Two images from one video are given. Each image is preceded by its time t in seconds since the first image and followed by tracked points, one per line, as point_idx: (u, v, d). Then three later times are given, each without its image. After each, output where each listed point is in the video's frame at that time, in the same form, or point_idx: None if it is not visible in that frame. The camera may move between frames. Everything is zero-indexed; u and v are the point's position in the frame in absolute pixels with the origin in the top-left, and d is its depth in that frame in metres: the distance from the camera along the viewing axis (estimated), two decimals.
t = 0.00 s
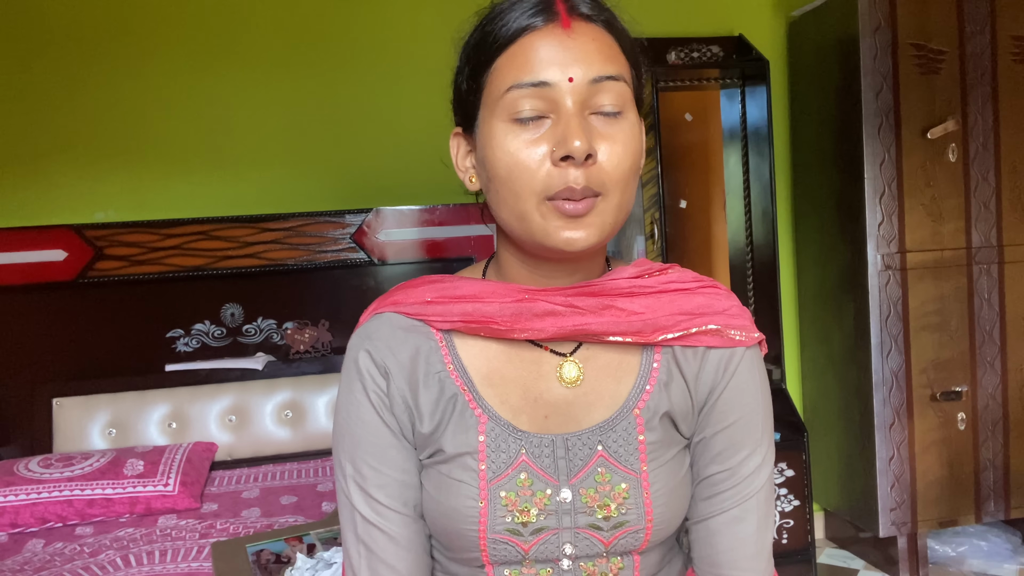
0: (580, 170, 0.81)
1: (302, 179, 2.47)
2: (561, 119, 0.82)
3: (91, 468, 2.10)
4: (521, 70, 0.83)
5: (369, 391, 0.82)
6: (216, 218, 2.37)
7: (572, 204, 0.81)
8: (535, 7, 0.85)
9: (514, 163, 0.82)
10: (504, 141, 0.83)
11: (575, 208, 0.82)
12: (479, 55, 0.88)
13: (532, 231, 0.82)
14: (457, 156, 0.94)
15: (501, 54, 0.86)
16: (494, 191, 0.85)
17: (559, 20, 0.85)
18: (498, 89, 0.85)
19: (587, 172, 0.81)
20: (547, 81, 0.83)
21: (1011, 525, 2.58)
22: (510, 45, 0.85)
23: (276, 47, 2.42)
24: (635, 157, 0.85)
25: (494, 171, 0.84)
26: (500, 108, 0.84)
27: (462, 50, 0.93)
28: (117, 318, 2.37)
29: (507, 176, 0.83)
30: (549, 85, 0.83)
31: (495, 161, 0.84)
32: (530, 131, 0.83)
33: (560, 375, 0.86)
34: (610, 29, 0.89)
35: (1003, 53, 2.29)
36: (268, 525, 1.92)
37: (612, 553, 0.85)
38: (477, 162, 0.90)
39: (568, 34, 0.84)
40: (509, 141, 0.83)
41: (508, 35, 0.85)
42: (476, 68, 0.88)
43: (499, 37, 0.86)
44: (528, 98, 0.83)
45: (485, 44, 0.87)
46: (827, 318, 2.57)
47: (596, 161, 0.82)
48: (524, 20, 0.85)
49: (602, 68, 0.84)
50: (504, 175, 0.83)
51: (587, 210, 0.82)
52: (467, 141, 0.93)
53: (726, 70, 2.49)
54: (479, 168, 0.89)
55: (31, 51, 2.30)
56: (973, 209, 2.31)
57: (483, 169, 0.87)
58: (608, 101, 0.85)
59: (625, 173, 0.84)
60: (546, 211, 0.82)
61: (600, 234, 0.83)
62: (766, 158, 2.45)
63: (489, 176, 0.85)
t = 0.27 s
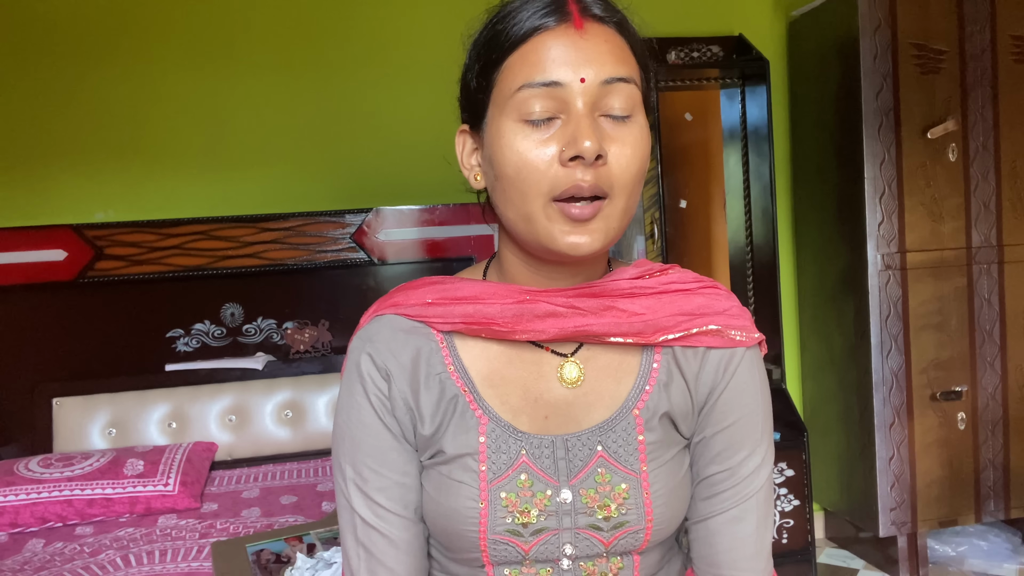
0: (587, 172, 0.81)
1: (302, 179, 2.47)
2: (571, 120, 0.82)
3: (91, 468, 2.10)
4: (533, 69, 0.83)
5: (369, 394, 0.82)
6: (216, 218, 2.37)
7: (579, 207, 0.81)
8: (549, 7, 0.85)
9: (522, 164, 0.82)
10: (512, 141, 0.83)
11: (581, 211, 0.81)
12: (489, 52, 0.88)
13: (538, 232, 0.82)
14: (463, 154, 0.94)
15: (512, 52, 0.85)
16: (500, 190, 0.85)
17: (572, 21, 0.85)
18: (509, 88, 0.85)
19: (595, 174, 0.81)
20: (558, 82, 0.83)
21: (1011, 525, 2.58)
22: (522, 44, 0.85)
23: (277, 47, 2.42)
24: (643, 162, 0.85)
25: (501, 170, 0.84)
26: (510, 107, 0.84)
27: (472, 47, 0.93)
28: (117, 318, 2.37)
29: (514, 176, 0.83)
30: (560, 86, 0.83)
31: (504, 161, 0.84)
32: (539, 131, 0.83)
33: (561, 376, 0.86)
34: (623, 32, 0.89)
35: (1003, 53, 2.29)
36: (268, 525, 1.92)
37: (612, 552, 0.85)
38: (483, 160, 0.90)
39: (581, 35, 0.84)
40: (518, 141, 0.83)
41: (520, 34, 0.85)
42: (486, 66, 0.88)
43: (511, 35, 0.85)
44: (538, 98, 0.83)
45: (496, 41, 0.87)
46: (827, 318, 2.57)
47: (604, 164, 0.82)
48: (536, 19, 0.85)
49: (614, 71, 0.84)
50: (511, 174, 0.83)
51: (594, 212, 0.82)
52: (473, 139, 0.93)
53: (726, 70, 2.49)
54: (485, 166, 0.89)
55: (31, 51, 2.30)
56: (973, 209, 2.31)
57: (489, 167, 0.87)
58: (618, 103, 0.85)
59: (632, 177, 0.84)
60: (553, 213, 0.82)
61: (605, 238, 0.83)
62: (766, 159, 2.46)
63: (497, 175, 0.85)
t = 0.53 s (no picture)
0: (586, 178, 0.81)
1: (301, 179, 2.47)
2: (570, 125, 0.82)
3: (91, 468, 2.10)
4: (532, 74, 0.83)
5: (366, 391, 0.82)
6: (216, 218, 2.37)
7: (578, 210, 0.82)
8: (548, 12, 0.85)
9: (520, 168, 0.82)
10: (511, 146, 0.83)
11: (581, 215, 0.82)
12: (487, 56, 0.88)
13: (536, 235, 0.83)
14: (461, 156, 0.94)
15: (511, 57, 0.85)
16: (499, 194, 0.85)
17: (571, 26, 0.84)
18: (507, 92, 0.85)
19: (594, 180, 0.81)
20: (557, 86, 0.83)
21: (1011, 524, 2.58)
22: (521, 48, 0.84)
23: (276, 46, 2.42)
24: (641, 166, 0.85)
25: (499, 175, 0.84)
26: (508, 112, 0.84)
27: (470, 47, 0.93)
28: (117, 318, 2.37)
29: (513, 181, 0.83)
30: (559, 91, 0.82)
31: (502, 165, 0.84)
32: (538, 136, 0.83)
33: (554, 377, 0.86)
34: (622, 36, 0.89)
35: (1003, 53, 2.29)
36: (268, 524, 1.92)
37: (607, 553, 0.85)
38: (481, 162, 0.89)
39: (580, 40, 0.83)
40: (516, 146, 0.83)
41: (518, 37, 0.85)
42: (484, 69, 0.88)
43: (510, 39, 0.85)
44: (537, 103, 0.83)
45: (495, 45, 0.87)
46: (827, 317, 2.57)
47: (603, 170, 0.82)
48: (536, 24, 0.84)
49: (613, 76, 0.84)
50: (509, 179, 0.83)
51: (593, 217, 0.82)
52: (471, 140, 0.93)
53: (726, 70, 2.49)
54: (483, 170, 0.89)
55: (31, 51, 2.30)
56: (973, 209, 2.31)
57: (487, 170, 0.87)
58: (617, 108, 0.85)
59: (631, 181, 0.84)
60: (552, 218, 0.82)
61: (605, 242, 0.83)
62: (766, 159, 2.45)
63: (495, 179, 0.85)
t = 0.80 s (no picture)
0: (580, 179, 0.81)
1: (301, 179, 2.47)
2: (561, 127, 0.82)
3: (91, 468, 2.10)
4: (520, 78, 0.83)
5: (370, 397, 0.82)
6: (216, 218, 2.37)
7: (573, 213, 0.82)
8: (533, 13, 0.85)
9: (514, 172, 0.82)
10: (503, 151, 0.83)
11: (576, 218, 0.82)
12: (476, 61, 0.88)
13: (533, 239, 0.83)
14: (457, 164, 0.94)
15: (499, 62, 0.85)
16: (494, 199, 0.85)
17: (557, 27, 0.84)
18: (497, 98, 0.85)
19: (589, 181, 0.81)
20: (545, 89, 0.83)
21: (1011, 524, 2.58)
22: (508, 52, 0.85)
23: (276, 46, 2.42)
24: (636, 164, 0.85)
25: (494, 181, 0.84)
26: (499, 117, 0.84)
27: (458, 53, 0.93)
28: (117, 318, 2.37)
29: (507, 186, 0.83)
30: (547, 93, 0.82)
31: (496, 170, 0.84)
32: (530, 140, 0.83)
33: (559, 379, 0.86)
34: (610, 33, 0.88)
35: (1003, 53, 2.29)
36: (268, 524, 1.92)
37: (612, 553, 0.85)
38: (476, 168, 0.90)
39: (566, 41, 0.83)
40: (509, 151, 0.83)
41: (505, 40, 0.85)
42: (474, 76, 0.88)
43: (497, 43, 0.85)
44: (527, 107, 0.83)
45: (483, 50, 0.87)
46: (827, 317, 2.57)
47: (597, 170, 0.82)
48: (522, 26, 0.84)
49: (602, 75, 0.84)
50: (504, 184, 0.83)
51: (589, 219, 0.82)
52: (465, 145, 0.93)
53: (726, 70, 2.49)
54: (478, 176, 0.89)
55: (31, 51, 2.30)
56: (973, 209, 2.31)
57: (482, 177, 0.87)
58: (607, 107, 0.85)
59: (626, 181, 0.84)
60: (548, 221, 0.82)
61: (603, 243, 0.83)
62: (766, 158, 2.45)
63: (489, 185, 0.86)
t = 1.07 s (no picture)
0: (589, 181, 0.81)
1: (301, 179, 2.47)
2: (572, 128, 0.82)
3: (91, 467, 2.10)
4: (532, 78, 0.83)
5: (365, 396, 0.83)
6: (216, 218, 2.37)
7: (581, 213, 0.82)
8: (547, 13, 0.85)
9: (523, 172, 0.82)
10: (513, 150, 0.83)
11: (584, 218, 0.82)
12: (487, 58, 0.87)
13: (539, 238, 0.83)
14: (462, 161, 0.94)
15: (511, 60, 0.85)
16: (501, 198, 0.85)
17: (571, 28, 0.84)
18: (507, 96, 0.84)
19: (598, 183, 0.81)
20: (558, 89, 0.82)
21: (1011, 524, 2.59)
22: (520, 52, 0.84)
23: (277, 47, 2.42)
24: (644, 167, 0.85)
25: (501, 178, 0.84)
26: (509, 115, 0.84)
27: (466, 50, 0.92)
28: (117, 317, 2.37)
29: (516, 185, 0.83)
30: (559, 93, 0.82)
31: (504, 169, 0.83)
32: (539, 140, 0.83)
33: (558, 378, 0.86)
34: (621, 36, 0.88)
35: (1003, 53, 2.29)
36: (268, 524, 1.92)
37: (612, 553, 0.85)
38: (482, 165, 0.89)
39: (579, 42, 0.83)
40: (518, 150, 0.83)
41: (519, 39, 0.84)
42: (484, 73, 0.88)
43: (509, 42, 0.85)
44: (537, 106, 0.83)
45: (494, 48, 0.86)
46: (827, 317, 2.57)
47: (607, 172, 0.82)
48: (535, 27, 0.84)
49: (614, 78, 0.84)
50: (512, 183, 0.83)
51: (598, 220, 0.82)
52: (470, 141, 0.93)
53: (726, 70, 2.49)
54: (484, 172, 0.88)
55: (32, 51, 2.30)
56: (973, 208, 2.31)
57: (489, 174, 0.87)
58: (617, 110, 0.85)
59: (634, 183, 0.84)
60: (555, 221, 0.82)
61: (609, 244, 0.83)
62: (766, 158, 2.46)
63: (496, 182, 0.85)
